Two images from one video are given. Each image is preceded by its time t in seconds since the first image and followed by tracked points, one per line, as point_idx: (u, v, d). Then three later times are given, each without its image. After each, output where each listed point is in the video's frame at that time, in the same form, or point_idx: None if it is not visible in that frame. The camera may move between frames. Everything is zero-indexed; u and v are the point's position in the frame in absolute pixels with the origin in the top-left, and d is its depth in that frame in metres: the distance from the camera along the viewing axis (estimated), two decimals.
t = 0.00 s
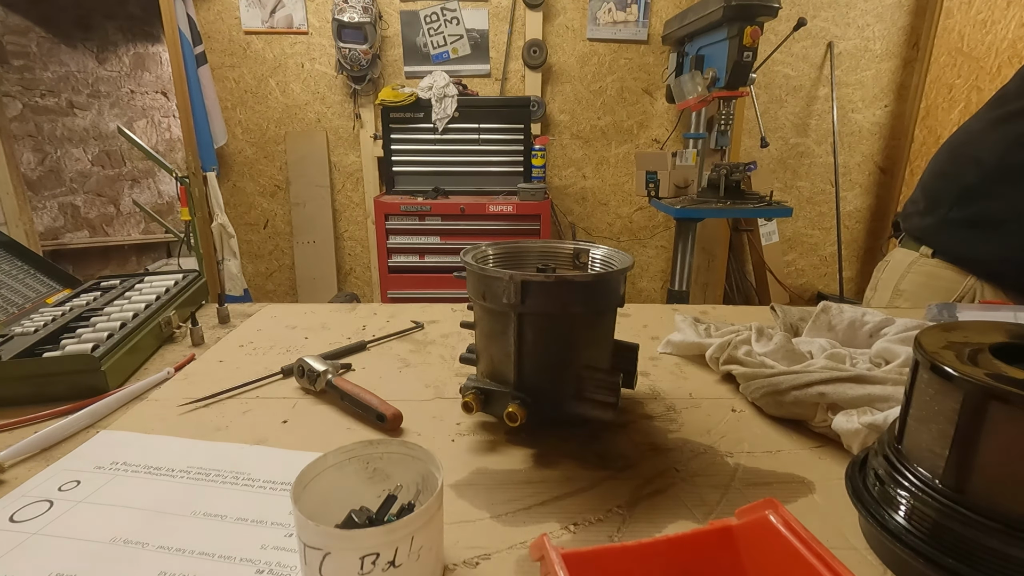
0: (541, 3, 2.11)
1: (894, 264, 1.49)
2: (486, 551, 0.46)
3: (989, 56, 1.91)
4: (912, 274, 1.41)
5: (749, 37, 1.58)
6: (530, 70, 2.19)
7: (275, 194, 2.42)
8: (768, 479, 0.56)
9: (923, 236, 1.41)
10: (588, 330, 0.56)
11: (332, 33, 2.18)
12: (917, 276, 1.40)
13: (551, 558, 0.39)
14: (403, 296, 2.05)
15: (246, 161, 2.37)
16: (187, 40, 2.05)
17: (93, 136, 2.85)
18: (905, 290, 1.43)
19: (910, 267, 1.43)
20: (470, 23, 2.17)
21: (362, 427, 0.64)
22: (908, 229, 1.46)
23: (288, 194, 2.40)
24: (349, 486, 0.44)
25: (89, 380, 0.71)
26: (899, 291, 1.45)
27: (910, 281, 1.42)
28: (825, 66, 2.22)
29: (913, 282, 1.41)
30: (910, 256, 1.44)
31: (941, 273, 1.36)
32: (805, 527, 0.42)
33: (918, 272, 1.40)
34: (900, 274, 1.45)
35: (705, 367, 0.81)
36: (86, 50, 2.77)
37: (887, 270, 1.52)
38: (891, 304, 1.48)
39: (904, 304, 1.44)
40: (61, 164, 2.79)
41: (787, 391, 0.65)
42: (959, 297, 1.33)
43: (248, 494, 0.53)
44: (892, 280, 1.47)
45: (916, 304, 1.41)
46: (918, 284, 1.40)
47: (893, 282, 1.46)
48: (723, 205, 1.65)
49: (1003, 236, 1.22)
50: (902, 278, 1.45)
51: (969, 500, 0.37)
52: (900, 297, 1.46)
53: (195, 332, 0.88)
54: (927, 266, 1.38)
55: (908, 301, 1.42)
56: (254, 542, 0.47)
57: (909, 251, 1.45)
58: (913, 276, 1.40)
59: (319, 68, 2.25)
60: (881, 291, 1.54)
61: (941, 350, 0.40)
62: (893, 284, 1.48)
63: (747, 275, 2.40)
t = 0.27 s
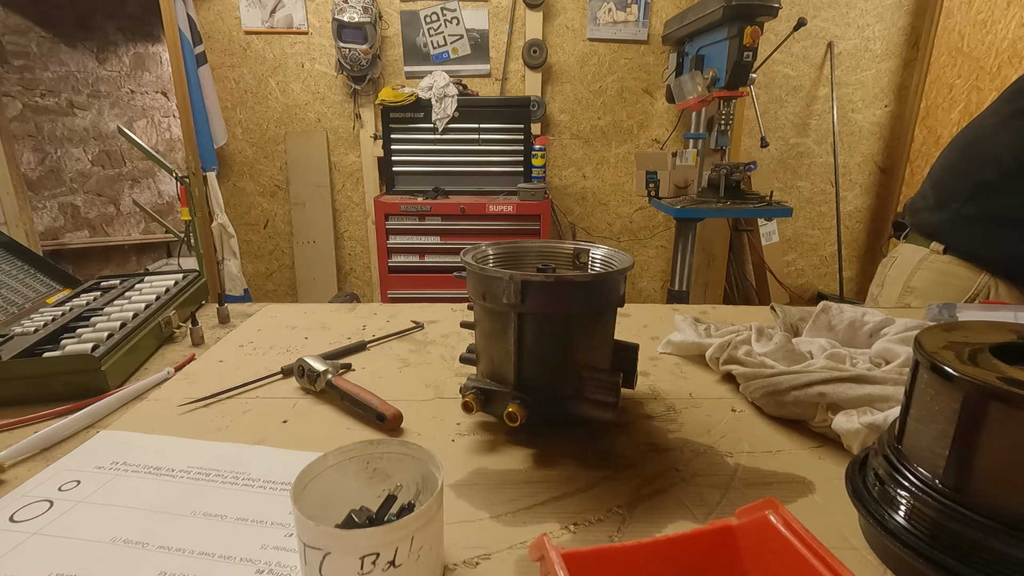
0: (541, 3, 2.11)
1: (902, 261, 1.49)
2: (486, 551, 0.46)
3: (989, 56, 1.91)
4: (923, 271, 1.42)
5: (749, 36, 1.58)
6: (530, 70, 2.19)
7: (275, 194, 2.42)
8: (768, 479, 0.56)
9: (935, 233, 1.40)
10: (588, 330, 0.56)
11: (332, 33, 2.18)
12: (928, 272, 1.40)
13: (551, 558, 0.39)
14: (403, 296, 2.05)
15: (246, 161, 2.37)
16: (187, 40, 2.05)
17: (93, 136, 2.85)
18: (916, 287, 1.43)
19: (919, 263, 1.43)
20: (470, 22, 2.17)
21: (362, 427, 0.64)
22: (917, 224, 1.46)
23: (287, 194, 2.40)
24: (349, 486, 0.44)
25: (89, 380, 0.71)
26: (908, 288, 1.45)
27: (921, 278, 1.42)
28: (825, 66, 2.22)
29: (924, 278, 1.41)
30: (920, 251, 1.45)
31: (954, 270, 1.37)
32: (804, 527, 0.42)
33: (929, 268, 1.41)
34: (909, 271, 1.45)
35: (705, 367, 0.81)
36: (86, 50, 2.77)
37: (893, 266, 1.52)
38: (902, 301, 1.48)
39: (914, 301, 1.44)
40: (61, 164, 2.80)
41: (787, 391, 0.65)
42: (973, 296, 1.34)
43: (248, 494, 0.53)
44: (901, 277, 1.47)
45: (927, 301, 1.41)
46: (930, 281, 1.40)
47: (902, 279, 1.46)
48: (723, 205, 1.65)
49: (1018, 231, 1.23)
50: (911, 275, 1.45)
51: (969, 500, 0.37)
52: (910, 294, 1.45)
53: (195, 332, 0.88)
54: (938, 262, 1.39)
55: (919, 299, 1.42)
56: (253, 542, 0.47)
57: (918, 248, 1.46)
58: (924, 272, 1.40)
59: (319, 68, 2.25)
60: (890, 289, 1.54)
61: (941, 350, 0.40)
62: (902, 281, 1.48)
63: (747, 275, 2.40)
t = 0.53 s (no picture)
0: (541, 3, 2.11)
1: (904, 258, 1.51)
2: (486, 551, 0.46)
3: (989, 56, 1.91)
4: (924, 268, 1.42)
5: (749, 37, 1.58)
6: (530, 70, 2.19)
7: (275, 194, 2.42)
8: (768, 479, 0.56)
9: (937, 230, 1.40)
10: (588, 330, 0.56)
11: (332, 33, 2.18)
12: (930, 269, 1.41)
13: (551, 558, 0.39)
14: (403, 296, 2.05)
15: (246, 161, 2.37)
16: (187, 40, 2.05)
17: (93, 136, 2.85)
18: (918, 284, 1.44)
19: (922, 260, 1.44)
20: (470, 23, 2.17)
21: (362, 427, 0.64)
22: (921, 222, 1.46)
23: (287, 194, 2.40)
24: (349, 486, 0.44)
25: (89, 380, 0.71)
26: (911, 284, 1.46)
27: (922, 274, 1.43)
28: (825, 66, 2.22)
29: (925, 275, 1.42)
30: (923, 248, 1.45)
31: (955, 267, 1.37)
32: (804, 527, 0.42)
33: (931, 265, 1.42)
34: (911, 268, 1.46)
35: (705, 367, 0.81)
36: (86, 50, 2.77)
37: (898, 262, 1.53)
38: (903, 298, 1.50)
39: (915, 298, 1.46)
40: (61, 164, 2.80)
41: (787, 392, 0.65)
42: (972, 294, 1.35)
43: (248, 494, 0.53)
44: (904, 273, 1.49)
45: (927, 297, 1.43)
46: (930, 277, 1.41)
47: (905, 275, 1.48)
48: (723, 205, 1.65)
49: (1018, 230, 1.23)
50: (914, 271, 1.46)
51: (969, 500, 0.37)
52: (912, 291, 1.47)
53: (195, 332, 0.88)
54: (941, 259, 1.39)
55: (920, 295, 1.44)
56: (253, 542, 0.47)
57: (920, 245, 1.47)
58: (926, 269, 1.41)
59: (319, 68, 2.25)
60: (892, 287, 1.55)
61: (941, 350, 0.40)
62: (904, 276, 1.49)
63: (747, 275, 2.40)
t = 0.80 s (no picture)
0: (541, 3, 2.11)
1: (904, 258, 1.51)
2: (486, 551, 0.46)
3: (989, 56, 1.91)
4: (924, 268, 1.42)
5: (749, 36, 1.58)
6: (530, 70, 2.19)
7: (275, 194, 2.42)
8: (768, 479, 0.56)
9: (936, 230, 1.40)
10: (588, 330, 0.56)
11: (332, 33, 2.18)
12: (929, 270, 1.41)
13: (551, 558, 0.39)
14: (403, 296, 2.05)
15: (246, 161, 2.37)
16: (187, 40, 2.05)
17: (93, 136, 2.85)
18: (917, 284, 1.44)
19: (922, 260, 1.44)
20: (470, 23, 2.17)
21: (362, 427, 0.64)
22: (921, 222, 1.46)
23: (287, 194, 2.40)
24: (349, 486, 0.44)
25: (90, 380, 0.71)
26: (910, 284, 1.46)
27: (922, 274, 1.43)
28: (825, 66, 2.22)
29: (925, 275, 1.42)
30: (922, 249, 1.45)
31: (955, 267, 1.37)
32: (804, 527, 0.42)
33: (930, 265, 1.42)
34: (911, 268, 1.46)
35: (705, 367, 0.81)
36: (86, 50, 2.77)
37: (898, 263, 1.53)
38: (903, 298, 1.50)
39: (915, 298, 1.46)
40: (61, 164, 2.80)
41: (787, 392, 0.65)
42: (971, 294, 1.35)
43: (248, 494, 0.53)
44: (903, 273, 1.49)
45: (927, 297, 1.43)
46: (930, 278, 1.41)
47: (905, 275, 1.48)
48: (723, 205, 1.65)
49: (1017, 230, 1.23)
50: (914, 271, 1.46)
51: (969, 500, 0.37)
52: (912, 291, 1.47)
53: (195, 332, 0.88)
54: (941, 259, 1.40)
55: (919, 295, 1.44)
56: (253, 542, 0.47)
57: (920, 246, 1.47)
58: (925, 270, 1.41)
59: (319, 68, 2.25)
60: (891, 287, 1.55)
61: (941, 350, 0.40)
62: (904, 277, 1.49)
63: (747, 275, 2.40)
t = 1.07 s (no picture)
0: (541, 3, 2.11)
1: (905, 261, 1.51)
2: (486, 551, 0.46)
3: (989, 56, 1.91)
4: (926, 271, 1.42)
5: (749, 37, 1.58)
6: (530, 70, 2.19)
7: (275, 194, 2.42)
8: (768, 479, 0.56)
9: (935, 233, 1.40)
10: (589, 330, 0.56)
11: (332, 33, 2.18)
12: (932, 274, 1.41)
13: (551, 558, 0.39)
14: (403, 296, 2.05)
15: (246, 161, 2.37)
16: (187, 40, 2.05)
17: (93, 136, 2.85)
18: (919, 287, 1.44)
19: (924, 263, 1.44)
20: (470, 22, 2.17)
21: (362, 427, 0.64)
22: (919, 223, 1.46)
23: (287, 194, 2.40)
24: (348, 486, 0.44)
25: (89, 380, 0.71)
26: (912, 288, 1.46)
27: (923, 278, 1.43)
28: (825, 66, 2.22)
29: (927, 279, 1.42)
30: (925, 251, 1.45)
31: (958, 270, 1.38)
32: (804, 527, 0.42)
33: (933, 268, 1.41)
34: (913, 272, 1.46)
35: (705, 367, 0.81)
36: (86, 50, 2.77)
37: (899, 266, 1.52)
38: (905, 301, 1.49)
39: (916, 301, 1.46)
40: (61, 164, 2.80)
41: (787, 392, 0.65)
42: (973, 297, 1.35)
43: (248, 494, 0.53)
44: (904, 276, 1.48)
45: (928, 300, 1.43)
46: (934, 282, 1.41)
47: (906, 278, 1.47)
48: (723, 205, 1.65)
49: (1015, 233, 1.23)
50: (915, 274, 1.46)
51: (969, 500, 0.37)
52: (913, 294, 1.47)
53: (195, 332, 0.88)
54: (942, 263, 1.40)
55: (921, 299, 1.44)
56: (253, 542, 0.47)
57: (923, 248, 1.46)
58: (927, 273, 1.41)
59: (319, 68, 2.25)
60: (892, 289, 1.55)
61: (941, 350, 0.40)
62: (905, 281, 1.49)
63: (747, 275, 2.40)
